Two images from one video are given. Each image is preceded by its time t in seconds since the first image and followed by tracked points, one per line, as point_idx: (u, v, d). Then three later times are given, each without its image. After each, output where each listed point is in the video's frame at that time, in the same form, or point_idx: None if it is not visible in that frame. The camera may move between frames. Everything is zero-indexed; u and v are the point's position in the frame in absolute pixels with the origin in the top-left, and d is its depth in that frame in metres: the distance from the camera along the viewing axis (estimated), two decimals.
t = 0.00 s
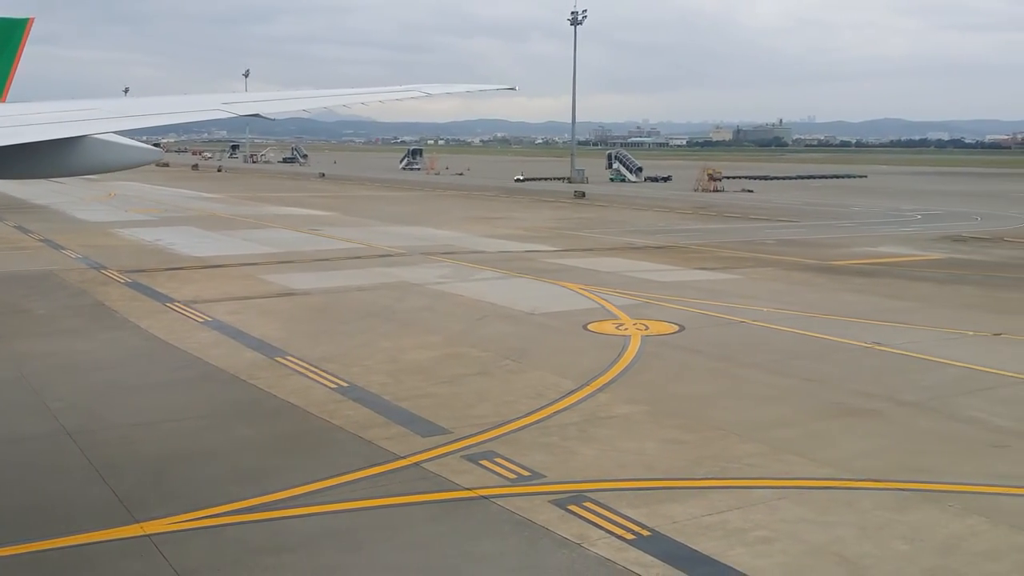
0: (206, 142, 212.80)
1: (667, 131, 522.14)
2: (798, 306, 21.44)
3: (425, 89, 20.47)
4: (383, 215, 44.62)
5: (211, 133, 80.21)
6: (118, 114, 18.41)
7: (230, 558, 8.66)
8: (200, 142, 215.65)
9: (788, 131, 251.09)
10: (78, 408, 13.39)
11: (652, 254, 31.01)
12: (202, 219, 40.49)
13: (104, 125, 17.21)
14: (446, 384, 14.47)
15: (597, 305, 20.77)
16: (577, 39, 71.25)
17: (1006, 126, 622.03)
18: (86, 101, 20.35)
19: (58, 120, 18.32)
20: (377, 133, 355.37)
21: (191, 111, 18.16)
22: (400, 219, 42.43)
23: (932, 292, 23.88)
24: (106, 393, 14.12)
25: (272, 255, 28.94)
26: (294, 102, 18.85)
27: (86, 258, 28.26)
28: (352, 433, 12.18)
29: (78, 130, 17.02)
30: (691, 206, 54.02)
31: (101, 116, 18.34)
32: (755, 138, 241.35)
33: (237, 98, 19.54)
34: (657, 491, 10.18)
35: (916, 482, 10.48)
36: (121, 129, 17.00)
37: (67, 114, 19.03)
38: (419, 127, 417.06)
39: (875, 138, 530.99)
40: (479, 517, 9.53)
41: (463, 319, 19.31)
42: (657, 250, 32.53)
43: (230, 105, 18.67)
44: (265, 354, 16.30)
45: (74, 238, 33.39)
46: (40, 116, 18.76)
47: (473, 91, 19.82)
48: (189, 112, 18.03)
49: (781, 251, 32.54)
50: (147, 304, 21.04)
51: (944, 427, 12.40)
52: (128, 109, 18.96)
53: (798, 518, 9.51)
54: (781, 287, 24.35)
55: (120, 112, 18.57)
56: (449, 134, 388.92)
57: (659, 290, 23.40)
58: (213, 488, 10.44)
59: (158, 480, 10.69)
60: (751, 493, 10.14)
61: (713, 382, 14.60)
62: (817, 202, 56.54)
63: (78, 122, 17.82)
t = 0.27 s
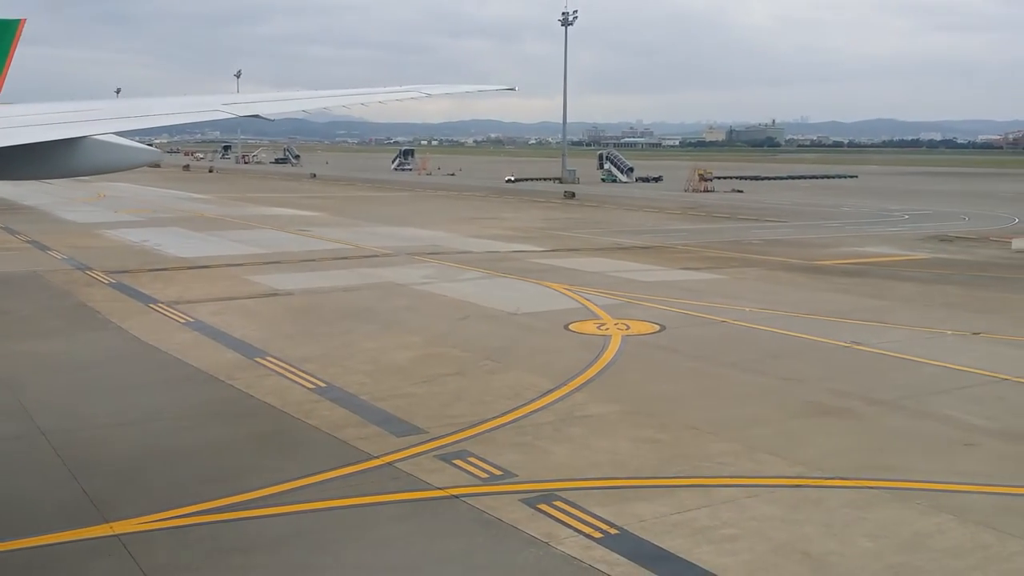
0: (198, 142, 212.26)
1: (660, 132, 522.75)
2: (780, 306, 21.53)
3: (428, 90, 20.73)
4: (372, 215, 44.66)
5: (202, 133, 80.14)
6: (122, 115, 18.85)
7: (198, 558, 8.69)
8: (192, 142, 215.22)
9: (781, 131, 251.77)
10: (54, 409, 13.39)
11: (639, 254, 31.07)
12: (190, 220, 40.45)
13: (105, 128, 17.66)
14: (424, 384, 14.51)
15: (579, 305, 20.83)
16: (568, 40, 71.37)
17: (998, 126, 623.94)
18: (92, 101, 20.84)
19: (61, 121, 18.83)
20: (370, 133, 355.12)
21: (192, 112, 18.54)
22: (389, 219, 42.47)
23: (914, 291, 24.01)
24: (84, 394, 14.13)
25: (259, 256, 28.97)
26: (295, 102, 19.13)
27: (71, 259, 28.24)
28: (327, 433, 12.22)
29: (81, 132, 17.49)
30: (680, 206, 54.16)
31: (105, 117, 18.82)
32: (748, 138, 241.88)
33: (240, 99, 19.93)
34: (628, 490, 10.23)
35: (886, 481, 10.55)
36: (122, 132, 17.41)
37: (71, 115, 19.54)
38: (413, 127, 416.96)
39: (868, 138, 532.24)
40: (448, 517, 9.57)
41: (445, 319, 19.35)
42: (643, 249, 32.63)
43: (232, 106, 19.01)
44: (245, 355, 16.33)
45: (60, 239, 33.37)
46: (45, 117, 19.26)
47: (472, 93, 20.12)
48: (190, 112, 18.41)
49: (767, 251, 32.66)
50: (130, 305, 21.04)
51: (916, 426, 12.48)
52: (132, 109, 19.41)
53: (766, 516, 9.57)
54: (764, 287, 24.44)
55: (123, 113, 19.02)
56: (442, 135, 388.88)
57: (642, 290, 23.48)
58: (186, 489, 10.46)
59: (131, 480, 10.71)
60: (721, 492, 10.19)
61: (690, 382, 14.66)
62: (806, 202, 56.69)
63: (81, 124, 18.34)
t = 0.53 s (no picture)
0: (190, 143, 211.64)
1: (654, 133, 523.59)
2: (762, 306, 21.61)
3: (425, 91, 20.79)
4: (361, 216, 44.73)
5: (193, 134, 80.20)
6: (118, 117, 18.85)
7: (165, 557, 8.69)
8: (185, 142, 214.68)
9: (774, 132, 252.63)
10: (30, 409, 13.39)
11: (625, 255, 31.15)
12: (178, 221, 40.49)
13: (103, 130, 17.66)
14: (402, 384, 14.53)
15: (562, 306, 20.88)
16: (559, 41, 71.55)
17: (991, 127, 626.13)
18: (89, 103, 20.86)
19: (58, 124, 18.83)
20: (364, 135, 354.99)
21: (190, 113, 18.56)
22: (378, 220, 42.52)
23: (897, 291, 24.12)
24: (61, 395, 14.14)
25: (245, 256, 29.00)
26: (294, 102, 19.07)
27: (57, 259, 28.24)
28: (301, 433, 12.23)
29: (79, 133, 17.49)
30: (669, 207, 54.31)
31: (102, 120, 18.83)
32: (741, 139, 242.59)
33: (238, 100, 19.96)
34: (598, 489, 10.26)
35: (856, 479, 10.59)
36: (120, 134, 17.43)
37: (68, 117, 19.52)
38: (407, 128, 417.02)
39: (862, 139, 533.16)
40: (417, 517, 9.58)
41: (428, 320, 19.38)
42: (630, 250, 32.72)
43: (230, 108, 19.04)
44: (225, 356, 16.34)
45: (47, 240, 33.38)
46: (43, 119, 19.26)
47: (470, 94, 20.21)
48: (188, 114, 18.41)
49: (753, 251, 32.76)
50: (113, 305, 21.07)
51: (889, 425, 12.54)
52: (130, 111, 19.43)
53: (734, 515, 9.61)
54: (748, 287, 24.51)
55: (121, 115, 19.03)
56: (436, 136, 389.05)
57: (626, 290, 23.55)
58: (157, 489, 10.46)
59: (102, 480, 10.71)
60: (691, 491, 10.24)
61: (668, 382, 14.71)
62: (795, 203, 56.84)
63: (79, 126, 18.34)
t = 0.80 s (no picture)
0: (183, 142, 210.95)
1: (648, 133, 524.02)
2: (744, 305, 21.70)
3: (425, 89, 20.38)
4: (349, 216, 44.73)
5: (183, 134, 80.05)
6: (112, 118, 18.52)
7: (133, 556, 8.72)
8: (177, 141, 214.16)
9: (767, 131, 253.09)
10: (7, 409, 13.40)
11: (612, 255, 31.19)
12: (167, 220, 40.45)
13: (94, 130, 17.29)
14: (380, 383, 14.58)
15: (545, 305, 20.91)
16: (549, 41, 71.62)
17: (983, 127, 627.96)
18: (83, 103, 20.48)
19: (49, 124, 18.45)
20: (358, 134, 354.79)
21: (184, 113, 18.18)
22: (366, 220, 42.55)
23: (879, 291, 24.23)
24: (38, 394, 14.16)
25: (231, 256, 29.01)
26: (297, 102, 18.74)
27: (42, 259, 28.21)
28: (276, 433, 12.27)
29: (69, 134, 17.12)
30: (659, 206, 54.45)
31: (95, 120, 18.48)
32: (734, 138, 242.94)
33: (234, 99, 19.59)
34: (568, 487, 10.33)
35: (825, 477, 10.67)
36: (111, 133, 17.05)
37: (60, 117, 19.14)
38: (400, 128, 416.77)
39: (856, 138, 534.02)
40: (387, 516, 9.62)
41: (410, 319, 19.40)
42: (616, 250, 32.79)
43: (226, 107, 18.68)
44: (205, 356, 16.37)
45: (33, 240, 33.34)
46: (35, 120, 18.88)
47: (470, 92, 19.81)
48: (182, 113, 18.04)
49: (739, 251, 32.86)
50: (96, 305, 21.08)
51: (862, 423, 12.63)
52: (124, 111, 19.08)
53: (702, 513, 9.69)
54: (733, 287, 24.56)
55: (115, 116, 18.69)
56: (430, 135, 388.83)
57: (610, 289, 23.63)
58: (129, 488, 10.48)
59: (75, 480, 10.72)
60: (660, 490, 10.30)
61: (645, 381, 14.79)
62: (785, 203, 56.92)
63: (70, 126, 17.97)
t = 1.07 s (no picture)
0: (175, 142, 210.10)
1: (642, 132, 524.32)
2: (726, 305, 21.76)
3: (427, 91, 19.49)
4: (338, 216, 44.69)
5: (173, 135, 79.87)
6: (103, 119, 17.49)
7: (100, 555, 8.73)
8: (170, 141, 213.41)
9: (760, 130, 253.58)
10: None
11: (598, 254, 31.18)
12: (154, 220, 40.36)
13: (86, 130, 16.24)
14: (358, 383, 14.60)
15: (528, 305, 20.90)
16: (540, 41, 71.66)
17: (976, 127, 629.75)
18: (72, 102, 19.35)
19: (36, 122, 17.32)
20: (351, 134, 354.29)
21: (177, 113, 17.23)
22: (354, 220, 42.50)
23: (862, 290, 24.31)
24: (15, 394, 14.14)
25: (216, 256, 28.97)
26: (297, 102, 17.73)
27: (27, 259, 28.14)
28: (251, 432, 12.29)
29: (57, 133, 16.03)
30: (648, 206, 54.53)
31: (84, 120, 17.45)
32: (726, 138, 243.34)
33: (228, 100, 18.64)
34: (538, 486, 10.37)
35: (795, 475, 10.73)
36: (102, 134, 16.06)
37: (47, 115, 18.02)
38: (394, 128, 416.37)
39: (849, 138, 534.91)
40: (357, 514, 9.64)
41: (392, 319, 19.39)
42: (603, 249, 32.84)
43: (221, 108, 17.76)
44: (184, 356, 16.37)
45: (19, 240, 33.26)
46: (21, 118, 17.70)
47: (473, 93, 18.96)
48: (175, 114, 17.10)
49: (725, 251, 32.92)
50: (79, 305, 21.05)
51: (836, 422, 12.68)
52: (115, 111, 18.07)
53: (670, 511, 9.74)
54: (717, 286, 24.58)
55: (105, 116, 17.68)
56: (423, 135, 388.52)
57: (594, 288, 23.66)
58: (101, 487, 10.48)
59: (47, 479, 10.72)
60: (630, 487, 10.34)
61: (623, 379, 14.83)
62: (775, 202, 56.99)
63: (53, 125, 16.91)
